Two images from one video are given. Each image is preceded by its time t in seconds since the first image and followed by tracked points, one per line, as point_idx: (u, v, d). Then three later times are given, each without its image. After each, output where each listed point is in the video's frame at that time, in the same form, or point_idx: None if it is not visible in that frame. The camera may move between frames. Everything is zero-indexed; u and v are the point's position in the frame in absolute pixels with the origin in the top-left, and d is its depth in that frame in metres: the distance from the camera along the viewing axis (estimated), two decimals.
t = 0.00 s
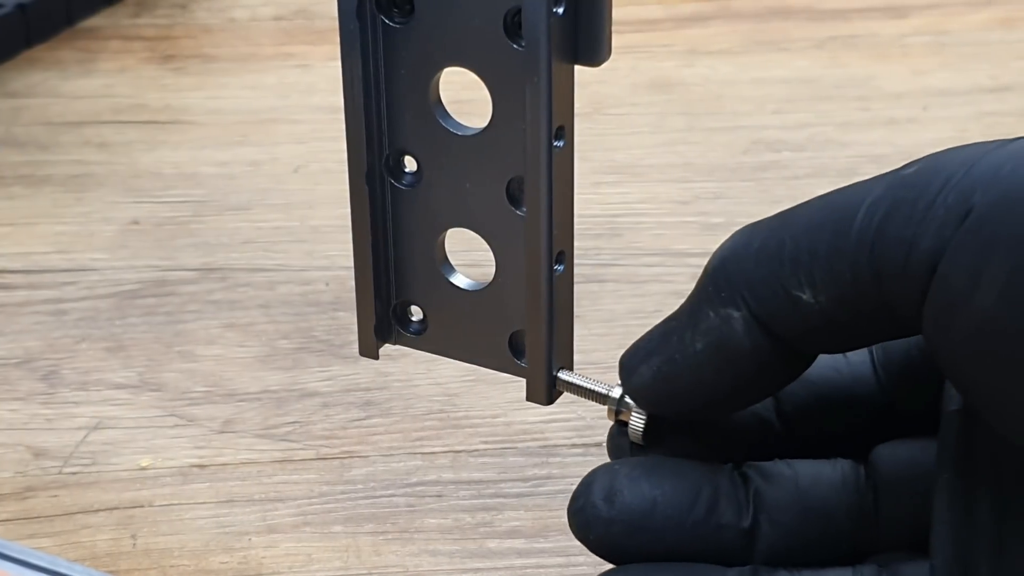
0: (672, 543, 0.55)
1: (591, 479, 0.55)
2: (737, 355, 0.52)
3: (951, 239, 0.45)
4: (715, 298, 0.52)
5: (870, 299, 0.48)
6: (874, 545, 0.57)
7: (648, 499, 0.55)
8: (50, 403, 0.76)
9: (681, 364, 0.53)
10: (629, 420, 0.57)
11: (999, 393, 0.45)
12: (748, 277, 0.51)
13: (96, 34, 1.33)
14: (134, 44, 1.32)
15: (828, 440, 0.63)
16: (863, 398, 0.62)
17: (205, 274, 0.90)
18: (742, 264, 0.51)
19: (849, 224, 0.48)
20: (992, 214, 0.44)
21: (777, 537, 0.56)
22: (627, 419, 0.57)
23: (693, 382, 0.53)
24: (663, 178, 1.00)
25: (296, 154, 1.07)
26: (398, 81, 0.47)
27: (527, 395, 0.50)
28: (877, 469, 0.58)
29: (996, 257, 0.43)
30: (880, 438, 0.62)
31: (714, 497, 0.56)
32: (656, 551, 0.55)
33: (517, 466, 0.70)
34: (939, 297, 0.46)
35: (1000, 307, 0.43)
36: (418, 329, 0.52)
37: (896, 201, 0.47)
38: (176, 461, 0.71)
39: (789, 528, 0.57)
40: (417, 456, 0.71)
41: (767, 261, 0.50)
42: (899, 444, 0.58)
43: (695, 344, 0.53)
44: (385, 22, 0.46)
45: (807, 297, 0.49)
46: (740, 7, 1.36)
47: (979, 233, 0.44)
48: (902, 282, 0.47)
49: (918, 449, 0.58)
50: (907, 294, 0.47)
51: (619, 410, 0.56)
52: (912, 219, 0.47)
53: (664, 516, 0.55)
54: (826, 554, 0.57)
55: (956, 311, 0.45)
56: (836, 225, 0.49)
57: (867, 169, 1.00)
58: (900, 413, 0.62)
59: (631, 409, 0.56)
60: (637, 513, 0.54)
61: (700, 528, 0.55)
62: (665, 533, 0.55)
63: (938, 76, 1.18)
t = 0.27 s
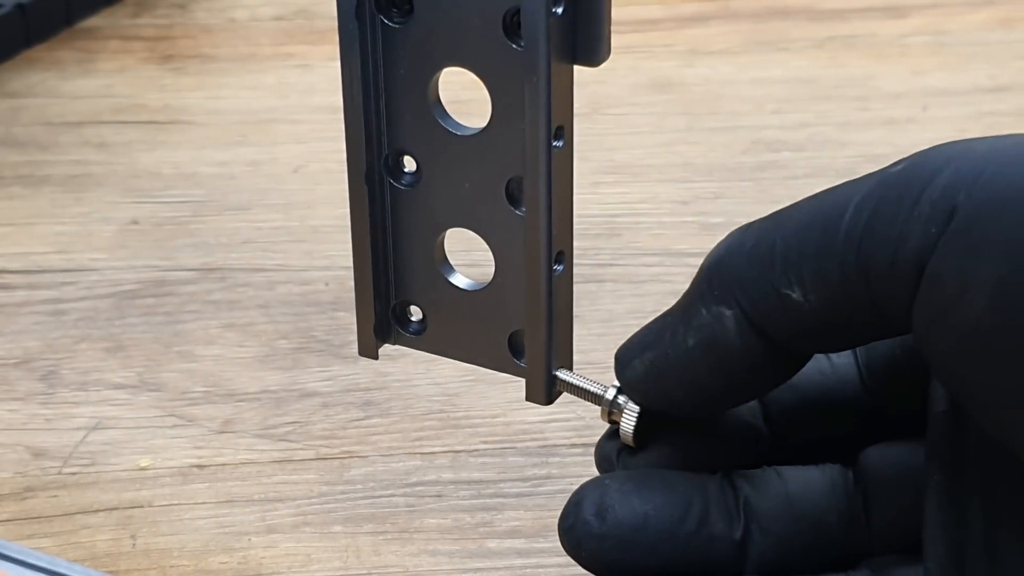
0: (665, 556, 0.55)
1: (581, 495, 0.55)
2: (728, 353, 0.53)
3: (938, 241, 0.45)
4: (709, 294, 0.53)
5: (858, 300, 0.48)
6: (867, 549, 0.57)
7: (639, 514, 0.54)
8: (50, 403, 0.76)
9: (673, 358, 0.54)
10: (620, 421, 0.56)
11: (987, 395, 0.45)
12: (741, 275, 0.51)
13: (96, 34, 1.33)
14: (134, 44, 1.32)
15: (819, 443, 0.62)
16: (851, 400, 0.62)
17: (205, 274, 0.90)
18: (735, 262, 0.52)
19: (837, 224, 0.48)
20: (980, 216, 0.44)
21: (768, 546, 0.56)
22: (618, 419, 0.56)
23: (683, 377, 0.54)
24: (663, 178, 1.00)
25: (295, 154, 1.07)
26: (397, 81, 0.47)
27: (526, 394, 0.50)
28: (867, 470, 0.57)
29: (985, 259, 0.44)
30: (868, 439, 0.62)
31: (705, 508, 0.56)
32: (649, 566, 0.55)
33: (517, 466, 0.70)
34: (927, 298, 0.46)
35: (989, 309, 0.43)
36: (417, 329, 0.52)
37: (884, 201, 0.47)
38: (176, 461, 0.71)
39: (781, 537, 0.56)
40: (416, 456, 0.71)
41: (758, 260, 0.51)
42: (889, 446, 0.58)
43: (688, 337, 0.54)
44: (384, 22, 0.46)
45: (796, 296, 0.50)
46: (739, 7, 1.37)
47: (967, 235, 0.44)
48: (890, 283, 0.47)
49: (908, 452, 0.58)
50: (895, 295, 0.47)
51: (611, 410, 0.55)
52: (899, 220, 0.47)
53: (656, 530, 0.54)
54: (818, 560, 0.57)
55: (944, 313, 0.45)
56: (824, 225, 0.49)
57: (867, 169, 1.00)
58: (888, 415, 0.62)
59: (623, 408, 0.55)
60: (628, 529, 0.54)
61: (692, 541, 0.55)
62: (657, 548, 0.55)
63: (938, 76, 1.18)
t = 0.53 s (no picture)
0: (667, 561, 0.53)
1: (585, 497, 0.54)
2: (732, 359, 0.53)
3: (930, 238, 0.45)
4: (718, 301, 0.53)
5: (856, 302, 0.48)
6: (861, 551, 0.57)
7: (643, 516, 0.53)
8: (50, 403, 0.76)
9: (679, 359, 0.54)
10: (626, 421, 0.57)
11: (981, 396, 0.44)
12: (745, 280, 0.52)
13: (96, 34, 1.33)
14: (134, 44, 1.32)
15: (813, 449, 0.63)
16: (842, 404, 0.63)
17: (206, 274, 0.89)
18: (740, 268, 0.52)
19: (835, 226, 0.48)
20: (971, 213, 0.43)
21: (767, 551, 0.56)
22: (624, 418, 0.56)
23: (686, 381, 0.54)
24: (663, 178, 1.00)
25: (296, 154, 1.07)
26: (398, 81, 0.47)
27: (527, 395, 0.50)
28: (858, 475, 0.58)
29: (976, 257, 0.43)
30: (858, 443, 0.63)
31: (707, 513, 0.55)
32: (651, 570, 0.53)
33: (518, 466, 0.70)
34: (920, 297, 0.45)
35: (981, 308, 0.43)
36: (418, 329, 0.52)
37: (876, 200, 0.47)
38: (176, 461, 0.71)
39: (781, 540, 0.56)
40: (417, 456, 0.70)
41: (761, 265, 0.51)
42: (880, 450, 0.59)
43: (694, 342, 0.54)
44: (385, 22, 0.46)
45: (796, 301, 0.50)
46: (740, 7, 1.36)
47: (957, 233, 0.44)
48: (885, 283, 0.47)
49: (900, 457, 0.58)
50: (891, 295, 0.47)
51: (617, 410, 0.56)
52: (891, 218, 0.46)
53: (659, 532, 0.53)
54: (815, 563, 0.57)
55: (935, 313, 0.44)
56: (823, 227, 0.49)
57: (868, 169, 1.00)
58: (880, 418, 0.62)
59: (629, 409, 0.56)
60: (632, 530, 0.53)
61: (695, 545, 0.54)
62: (660, 551, 0.53)
63: (938, 76, 1.18)
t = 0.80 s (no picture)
0: (661, 569, 0.53)
1: (577, 507, 0.54)
2: (724, 365, 0.54)
3: (903, 243, 0.44)
4: (715, 309, 0.54)
5: (840, 309, 0.48)
6: (849, 554, 0.57)
7: (638, 525, 0.53)
8: (46, 404, 0.76)
9: (676, 361, 0.55)
10: (625, 421, 0.57)
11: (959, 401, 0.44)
12: (738, 286, 0.52)
13: (93, 34, 1.33)
14: (131, 44, 1.32)
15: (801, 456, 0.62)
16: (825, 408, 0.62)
17: (202, 275, 0.89)
18: (734, 274, 0.53)
19: (816, 233, 0.48)
20: (944, 219, 0.42)
21: (759, 556, 0.55)
22: (623, 418, 0.57)
23: (686, 381, 0.55)
24: (660, 178, 1.00)
25: (293, 154, 1.07)
26: (394, 82, 0.47)
27: (524, 395, 0.50)
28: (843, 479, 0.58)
29: (948, 264, 0.42)
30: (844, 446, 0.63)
31: (699, 519, 0.55)
32: None
33: (514, 466, 0.70)
34: (897, 304, 0.44)
35: (953, 315, 0.42)
36: (415, 329, 0.52)
37: (854, 205, 0.46)
38: (173, 461, 0.71)
39: (769, 546, 0.56)
40: (413, 456, 0.71)
41: (752, 271, 0.51)
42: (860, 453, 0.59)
43: (690, 346, 0.55)
44: (381, 22, 0.46)
45: (783, 308, 0.50)
46: (736, 7, 1.37)
47: (930, 239, 0.43)
48: (865, 290, 0.46)
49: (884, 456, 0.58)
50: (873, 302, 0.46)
51: (616, 410, 0.56)
52: (868, 224, 0.45)
53: (654, 541, 0.53)
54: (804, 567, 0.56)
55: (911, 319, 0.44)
56: (806, 234, 0.48)
57: (864, 169, 1.00)
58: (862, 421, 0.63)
59: (629, 410, 0.56)
60: (627, 539, 0.53)
61: (688, 552, 0.54)
62: (655, 560, 0.53)
63: (935, 76, 1.18)
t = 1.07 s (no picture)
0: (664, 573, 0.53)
1: (581, 509, 0.53)
2: (721, 362, 0.54)
3: (891, 242, 0.43)
4: (711, 307, 0.54)
5: (834, 307, 0.48)
6: (846, 557, 0.57)
7: (641, 529, 0.53)
8: (48, 404, 0.76)
9: (677, 358, 0.55)
10: (628, 420, 0.57)
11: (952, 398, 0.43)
12: (733, 284, 0.52)
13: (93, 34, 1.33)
14: (132, 44, 1.32)
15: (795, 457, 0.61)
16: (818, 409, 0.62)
17: (204, 275, 0.89)
18: (731, 272, 0.52)
19: (807, 232, 0.48)
20: (930, 215, 0.42)
21: (759, 560, 0.55)
22: (626, 418, 0.57)
23: (683, 378, 0.55)
24: (661, 178, 1.00)
25: (293, 154, 1.07)
26: (395, 82, 0.47)
27: (526, 395, 0.50)
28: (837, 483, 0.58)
29: (937, 260, 0.41)
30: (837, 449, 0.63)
31: (701, 523, 0.54)
32: None
33: (516, 466, 0.70)
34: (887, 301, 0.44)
35: (944, 312, 0.41)
36: (416, 329, 0.52)
37: (842, 202, 0.45)
38: (174, 461, 0.71)
39: (770, 549, 0.55)
40: (415, 457, 0.70)
41: (747, 271, 0.51)
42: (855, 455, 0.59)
43: (689, 345, 0.55)
44: (383, 22, 0.46)
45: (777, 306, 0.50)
46: (737, 7, 1.37)
47: (918, 236, 0.42)
48: (856, 288, 0.46)
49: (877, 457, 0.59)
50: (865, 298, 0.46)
51: (619, 410, 0.56)
52: (856, 222, 0.45)
53: (658, 544, 0.52)
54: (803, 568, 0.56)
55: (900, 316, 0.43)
56: (798, 232, 0.48)
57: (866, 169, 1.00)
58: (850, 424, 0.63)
59: (631, 409, 0.56)
60: (631, 543, 0.52)
61: (691, 556, 0.53)
62: (658, 564, 0.52)
63: (936, 76, 1.18)
